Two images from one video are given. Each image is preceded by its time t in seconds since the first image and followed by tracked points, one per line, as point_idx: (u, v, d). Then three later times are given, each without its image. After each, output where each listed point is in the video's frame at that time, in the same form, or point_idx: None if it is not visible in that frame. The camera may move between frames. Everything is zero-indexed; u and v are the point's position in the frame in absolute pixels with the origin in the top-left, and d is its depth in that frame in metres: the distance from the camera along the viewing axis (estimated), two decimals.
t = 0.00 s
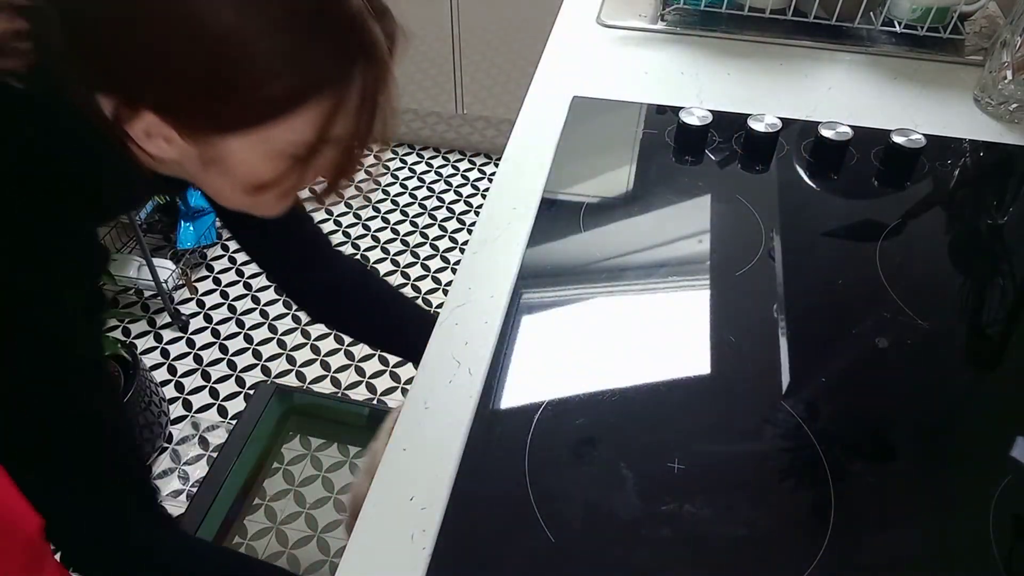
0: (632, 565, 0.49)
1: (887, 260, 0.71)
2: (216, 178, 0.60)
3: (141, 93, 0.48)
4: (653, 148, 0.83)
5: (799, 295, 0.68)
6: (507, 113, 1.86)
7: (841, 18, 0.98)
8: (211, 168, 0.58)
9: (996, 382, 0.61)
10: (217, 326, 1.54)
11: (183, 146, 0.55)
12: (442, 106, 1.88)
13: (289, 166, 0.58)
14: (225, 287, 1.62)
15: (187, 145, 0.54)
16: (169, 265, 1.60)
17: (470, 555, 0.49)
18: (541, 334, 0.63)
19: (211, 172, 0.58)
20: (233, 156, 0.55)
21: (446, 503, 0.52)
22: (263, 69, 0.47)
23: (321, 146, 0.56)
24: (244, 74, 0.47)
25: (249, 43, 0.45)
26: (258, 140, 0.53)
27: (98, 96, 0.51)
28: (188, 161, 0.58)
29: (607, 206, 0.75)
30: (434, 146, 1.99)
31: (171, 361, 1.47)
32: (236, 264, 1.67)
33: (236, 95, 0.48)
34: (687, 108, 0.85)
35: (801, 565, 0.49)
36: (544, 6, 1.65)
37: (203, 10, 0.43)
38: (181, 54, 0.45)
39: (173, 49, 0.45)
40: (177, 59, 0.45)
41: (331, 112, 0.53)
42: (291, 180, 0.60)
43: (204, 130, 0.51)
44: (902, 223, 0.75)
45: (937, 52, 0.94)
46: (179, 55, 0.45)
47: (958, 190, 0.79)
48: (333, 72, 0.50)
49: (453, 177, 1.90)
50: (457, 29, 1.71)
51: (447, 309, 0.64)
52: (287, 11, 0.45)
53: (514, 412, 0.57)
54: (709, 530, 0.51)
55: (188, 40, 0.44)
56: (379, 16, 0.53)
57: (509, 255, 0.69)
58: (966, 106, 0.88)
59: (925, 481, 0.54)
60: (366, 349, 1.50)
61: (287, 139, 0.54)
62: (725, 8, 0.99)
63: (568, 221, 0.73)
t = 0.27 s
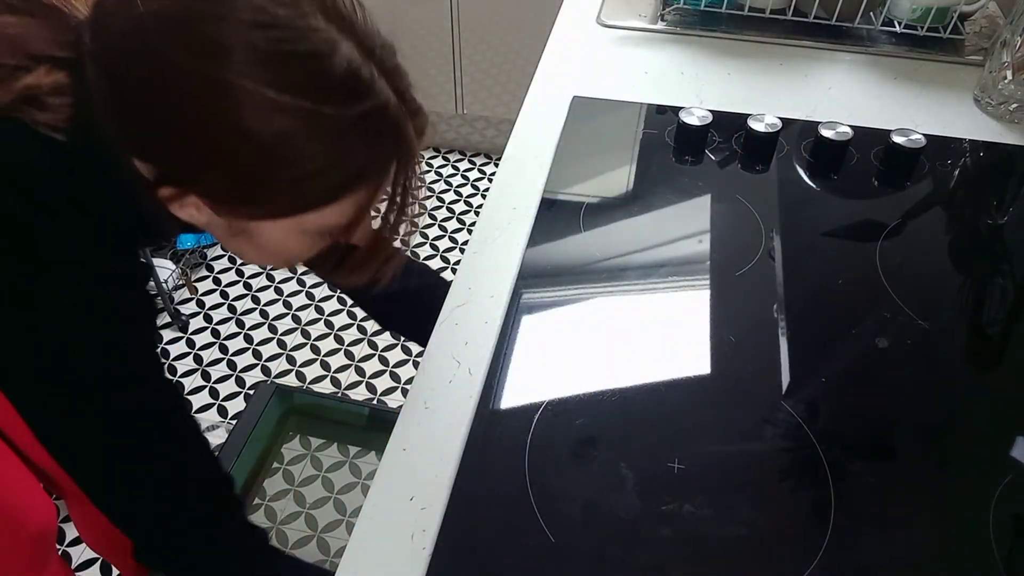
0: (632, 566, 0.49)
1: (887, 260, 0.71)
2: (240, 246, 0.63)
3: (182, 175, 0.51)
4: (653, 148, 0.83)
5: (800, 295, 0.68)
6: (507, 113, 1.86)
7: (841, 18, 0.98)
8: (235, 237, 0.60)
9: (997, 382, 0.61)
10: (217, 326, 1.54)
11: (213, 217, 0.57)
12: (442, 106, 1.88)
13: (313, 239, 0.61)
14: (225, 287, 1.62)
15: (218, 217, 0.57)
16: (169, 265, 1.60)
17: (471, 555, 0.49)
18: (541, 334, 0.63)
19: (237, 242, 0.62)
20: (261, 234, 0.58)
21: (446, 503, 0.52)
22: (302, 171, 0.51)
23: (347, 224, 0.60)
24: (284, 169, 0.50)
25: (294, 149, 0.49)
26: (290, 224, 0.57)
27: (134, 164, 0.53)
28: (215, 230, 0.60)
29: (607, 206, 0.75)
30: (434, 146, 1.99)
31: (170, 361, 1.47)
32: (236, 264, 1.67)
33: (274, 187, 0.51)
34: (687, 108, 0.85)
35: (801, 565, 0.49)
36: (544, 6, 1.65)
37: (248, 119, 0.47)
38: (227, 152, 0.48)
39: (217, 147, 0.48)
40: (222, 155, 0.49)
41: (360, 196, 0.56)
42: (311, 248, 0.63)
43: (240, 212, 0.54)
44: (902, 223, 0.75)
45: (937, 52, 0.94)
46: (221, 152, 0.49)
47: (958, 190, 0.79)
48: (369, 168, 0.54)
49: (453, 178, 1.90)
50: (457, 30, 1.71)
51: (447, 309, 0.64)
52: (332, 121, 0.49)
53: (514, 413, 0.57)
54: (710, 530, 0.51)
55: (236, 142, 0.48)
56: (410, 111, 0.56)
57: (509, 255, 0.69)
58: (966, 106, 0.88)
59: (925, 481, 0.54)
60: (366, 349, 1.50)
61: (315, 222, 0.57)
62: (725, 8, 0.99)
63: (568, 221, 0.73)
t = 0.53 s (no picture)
0: (632, 566, 0.49)
1: (887, 260, 0.71)
2: (246, 259, 0.66)
3: (195, 193, 0.54)
4: (653, 148, 0.83)
5: (800, 295, 0.68)
6: (507, 113, 1.86)
7: (841, 18, 0.98)
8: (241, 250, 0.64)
9: (996, 382, 0.61)
10: (217, 326, 1.54)
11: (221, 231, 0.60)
12: (442, 106, 1.88)
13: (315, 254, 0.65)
14: (225, 287, 1.62)
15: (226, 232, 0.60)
16: (169, 264, 1.60)
17: (471, 555, 0.49)
18: (541, 334, 0.63)
19: (243, 255, 0.65)
20: (269, 248, 0.62)
21: (446, 503, 0.52)
22: (311, 193, 0.54)
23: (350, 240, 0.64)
24: (294, 191, 0.53)
25: (304, 173, 0.52)
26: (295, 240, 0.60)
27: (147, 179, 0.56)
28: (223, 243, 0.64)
29: (607, 206, 0.75)
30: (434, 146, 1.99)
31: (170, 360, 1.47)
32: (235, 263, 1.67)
33: (282, 208, 0.55)
34: (687, 107, 0.85)
35: (801, 565, 0.49)
36: (543, 6, 1.65)
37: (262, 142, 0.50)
38: (241, 172, 0.52)
39: (231, 168, 0.51)
40: (236, 175, 0.52)
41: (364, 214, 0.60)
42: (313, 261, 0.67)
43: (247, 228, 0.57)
44: (902, 223, 0.75)
45: (937, 52, 0.94)
46: (235, 172, 0.52)
47: (958, 190, 0.79)
48: (376, 190, 0.58)
49: (453, 177, 1.90)
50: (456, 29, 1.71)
51: (447, 309, 0.64)
52: (345, 147, 0.52)
53: (514, 413, 0.57)
54: (709, 530, 0.51)
55: (249, 163, 0.51)
56: (416, 135, 0.60)
57: (509, 255, 0.69)
58: (966, 106, 0.88)
59: (925, 482, 0.54)
60: (366, 349, 1.50)
61: (319, 239, 0.61)
62: (725, 8, 0.99)
63: (568, 221, 0.73)
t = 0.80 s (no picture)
0: (633, 566, 0.49)
1: (887, 260, 0.71)
2: (234, 252, 0.66)
3: (183, 184, 0.54)
4: (653, 148, 0.83)
5: (800, 296, 0.68)
6: (507, 112, 1.86)
7: (841, 18, 0.98)
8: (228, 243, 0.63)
9: (997, 383, 0.61)
10: (217, 326, 1.54)
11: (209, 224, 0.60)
12: (442, 106, 1.88)
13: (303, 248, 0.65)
14: (225, 287, 1.62)
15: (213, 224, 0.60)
16: (169, 264, 1.59)
17: (471, 555, 0.49)
18: (541, 334, 0.63)
19: (229, 248, 0.64)
20: (256, 241, 0.62)
21: (446, 503, 0.52)
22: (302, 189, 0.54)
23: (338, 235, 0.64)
24: (283, 187, 0.53)
25: (295, 168, 0.52)
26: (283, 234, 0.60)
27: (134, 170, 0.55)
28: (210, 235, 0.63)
29: (607, 206, 0.75)
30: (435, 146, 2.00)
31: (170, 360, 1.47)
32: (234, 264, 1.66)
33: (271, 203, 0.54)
34: (687, 107, 0.85)
35: (801, 565, 0.49)
36: (544, 6, 1.64)
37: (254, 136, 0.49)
38: (231, 166, 0.51)
39: (220, 160, 0.51)
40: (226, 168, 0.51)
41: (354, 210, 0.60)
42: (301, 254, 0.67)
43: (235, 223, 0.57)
44: (902, 223, 0.75)
45: (937, 52, 0.94)
46: (224, 165, 0.51)
47: (958, 190, 0.79)
48: (368, 187, 0.58)
49: (453, 177, 1.90)
50: (456, 29, 1.71)
51: (447, 309, 0.64)
52: (338, 144, 0.52)
53: (514, 413, 0.57)
54: (709, 530, 0.51)
55: (240, 157, 0.51)
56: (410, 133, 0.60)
57: (509, 255, 0.69)
58: (966, 106, 0.88)
59: (924, 481, 0.54)
60: (366, 349, 1.50)
61: (307, 234, 0.61)
62: (725, 8, 0.99)
63: (568, 221, 0.73)
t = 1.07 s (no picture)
0: (633, 566, 0.49)
1: (888, 260, 0.71)
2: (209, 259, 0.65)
3: (159, 189, 0.53)
4: (653, 148, 0.83)
5: (800, 296, 0.68)
6: (507, 113, 1.86)
7: (841, 18, 0.98)
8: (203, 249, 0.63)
9: (997, 383, 0.61)
10: (217, 326, 1.54)
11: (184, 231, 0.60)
12: (442, 106, 1.88)
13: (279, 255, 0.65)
14: (225, 287, 1.62)
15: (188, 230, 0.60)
16: (169, 265, 1.60)
17: (471, 555, 0.49)
18: (540, 334, 0.63)
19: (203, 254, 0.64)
20: (232, 249, 0.62)
21: (446, 503, 0.52)
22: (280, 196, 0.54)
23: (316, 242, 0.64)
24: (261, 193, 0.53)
25: (273, 177, 0.52)
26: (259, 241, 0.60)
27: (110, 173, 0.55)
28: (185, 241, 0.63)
29: (607, 206, 0.75)
30: (435, 146, 2.00)
31: (171, 361, 1.47)
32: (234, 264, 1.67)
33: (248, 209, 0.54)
34: (687, 107, 0.85)
35: (802, 565, 0.49)
36: (544, 5, 1.64)
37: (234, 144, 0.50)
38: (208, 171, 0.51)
39: (198, 167, 0.51)
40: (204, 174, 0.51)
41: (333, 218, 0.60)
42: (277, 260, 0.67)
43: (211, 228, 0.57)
44: (902, 223, 0.75)
45: (937, 52, 0.94)
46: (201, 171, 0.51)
47: (958, 189, 0.79)
48: (347, 197, 0.58)
49: (453, 178, 1.90)
50: (456, 29, 1.71)
51: (447, 309, 0.64)
52: (318, 154, 0.53)
53: (513, 413, 0.57)
54: (709, 530, 0.51)
55: (218, 163, 0.51)
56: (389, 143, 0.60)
57: (509, 256, 0.69)
58: (966, 106, 0.88)
59: (924, 480, 0.54)
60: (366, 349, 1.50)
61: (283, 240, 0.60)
62: (725, 8, 0.99)
63: (568, 221, 0.73)
